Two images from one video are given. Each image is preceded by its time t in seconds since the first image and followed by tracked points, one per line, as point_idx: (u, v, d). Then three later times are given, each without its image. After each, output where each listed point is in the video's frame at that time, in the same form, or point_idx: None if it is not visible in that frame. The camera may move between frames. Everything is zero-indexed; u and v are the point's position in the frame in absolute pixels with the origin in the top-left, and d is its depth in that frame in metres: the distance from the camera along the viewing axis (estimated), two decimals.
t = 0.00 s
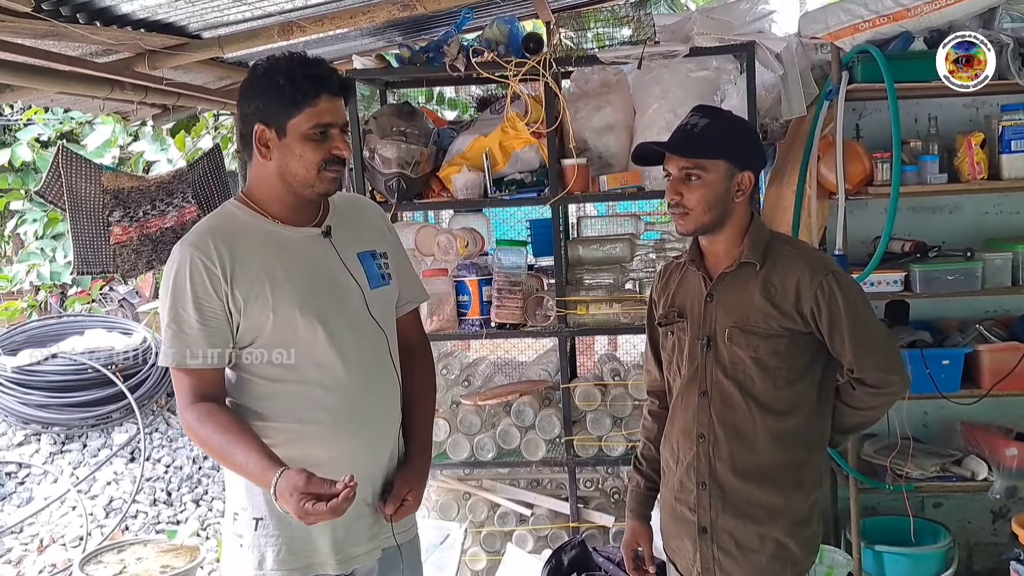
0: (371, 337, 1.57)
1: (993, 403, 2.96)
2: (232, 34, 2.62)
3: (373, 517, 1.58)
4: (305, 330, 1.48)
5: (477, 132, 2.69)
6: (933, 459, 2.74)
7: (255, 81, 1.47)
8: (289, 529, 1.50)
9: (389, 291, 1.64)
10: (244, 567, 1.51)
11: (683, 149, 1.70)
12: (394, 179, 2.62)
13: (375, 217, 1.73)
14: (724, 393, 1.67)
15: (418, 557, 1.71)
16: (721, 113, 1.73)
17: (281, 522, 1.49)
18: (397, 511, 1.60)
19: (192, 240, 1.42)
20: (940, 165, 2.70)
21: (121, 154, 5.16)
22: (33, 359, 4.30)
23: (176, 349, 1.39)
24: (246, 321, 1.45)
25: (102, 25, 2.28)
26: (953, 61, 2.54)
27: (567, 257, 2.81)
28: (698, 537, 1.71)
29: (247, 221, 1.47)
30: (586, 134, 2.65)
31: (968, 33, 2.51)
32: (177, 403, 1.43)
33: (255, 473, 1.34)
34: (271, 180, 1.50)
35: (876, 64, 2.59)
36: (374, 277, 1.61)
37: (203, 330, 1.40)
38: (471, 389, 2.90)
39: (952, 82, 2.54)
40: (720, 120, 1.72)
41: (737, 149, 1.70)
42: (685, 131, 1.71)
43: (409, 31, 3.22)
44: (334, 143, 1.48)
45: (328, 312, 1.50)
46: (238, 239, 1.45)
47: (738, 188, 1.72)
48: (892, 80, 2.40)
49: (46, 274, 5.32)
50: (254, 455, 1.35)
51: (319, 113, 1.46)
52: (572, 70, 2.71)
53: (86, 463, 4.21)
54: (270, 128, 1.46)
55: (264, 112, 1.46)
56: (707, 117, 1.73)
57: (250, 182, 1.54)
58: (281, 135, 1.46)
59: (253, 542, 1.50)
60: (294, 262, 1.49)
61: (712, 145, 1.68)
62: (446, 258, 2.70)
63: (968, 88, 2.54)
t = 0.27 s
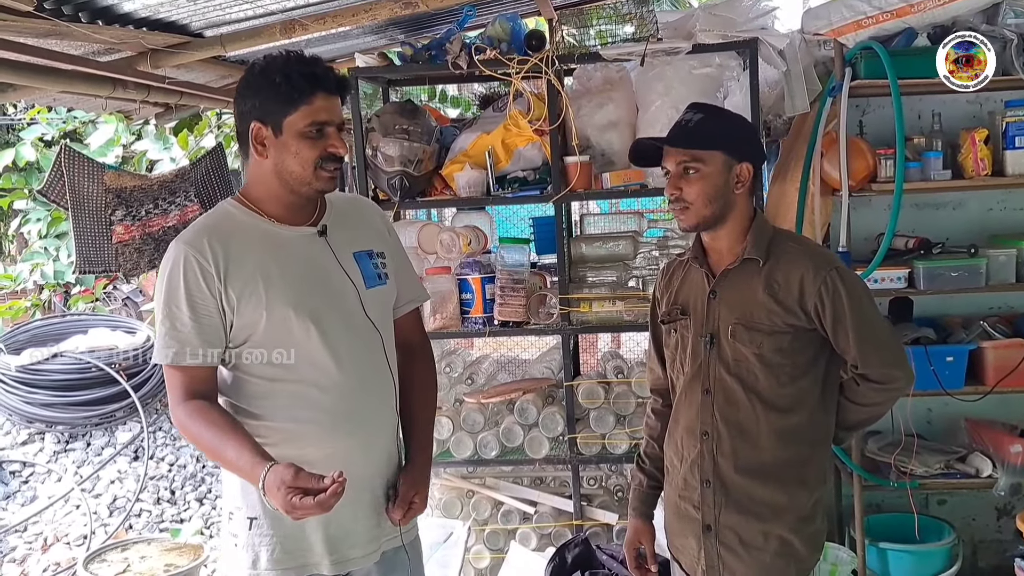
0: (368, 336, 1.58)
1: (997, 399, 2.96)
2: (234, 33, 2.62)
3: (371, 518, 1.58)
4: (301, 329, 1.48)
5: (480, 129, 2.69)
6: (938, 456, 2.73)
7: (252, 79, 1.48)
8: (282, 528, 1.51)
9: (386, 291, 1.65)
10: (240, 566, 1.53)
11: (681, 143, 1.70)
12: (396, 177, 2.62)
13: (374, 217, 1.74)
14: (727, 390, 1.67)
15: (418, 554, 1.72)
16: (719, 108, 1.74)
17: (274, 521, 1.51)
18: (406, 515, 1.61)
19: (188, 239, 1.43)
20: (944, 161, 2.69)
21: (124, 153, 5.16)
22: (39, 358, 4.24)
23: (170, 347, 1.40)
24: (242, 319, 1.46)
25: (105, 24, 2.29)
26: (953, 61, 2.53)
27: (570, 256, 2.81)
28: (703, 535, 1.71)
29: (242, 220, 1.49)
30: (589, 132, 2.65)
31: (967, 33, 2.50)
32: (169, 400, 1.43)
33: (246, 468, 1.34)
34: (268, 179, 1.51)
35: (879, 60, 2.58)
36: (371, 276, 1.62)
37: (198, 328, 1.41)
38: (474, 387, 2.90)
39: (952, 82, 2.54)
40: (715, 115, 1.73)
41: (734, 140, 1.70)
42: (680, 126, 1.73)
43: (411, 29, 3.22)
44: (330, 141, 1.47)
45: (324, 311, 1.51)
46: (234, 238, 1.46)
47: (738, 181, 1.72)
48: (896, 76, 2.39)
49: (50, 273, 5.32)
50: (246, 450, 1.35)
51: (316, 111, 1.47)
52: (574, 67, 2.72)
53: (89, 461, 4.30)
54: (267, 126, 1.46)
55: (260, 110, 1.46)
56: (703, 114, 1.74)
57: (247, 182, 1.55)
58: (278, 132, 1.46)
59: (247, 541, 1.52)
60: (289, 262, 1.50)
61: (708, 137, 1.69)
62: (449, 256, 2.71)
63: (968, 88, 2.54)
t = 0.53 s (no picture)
0: (363, 334, 1.58)
1: (1001, 396, 2.95)
2: (235, 32, 2.61)
3: (367, 518, 1.58)
4: (295, 327, 1.48)
5: (482, 127, 2.69)
6: (942, 453, 2.73)
7: (246, 79, 1.48)
8: (279, 528, 1.52)
9: (382, 291, 1.65)
10: (237, 566, 1.54)
11: (683, 141, 1.70)
12: (398, 176, 2.61)
13: (371, 217, 1.74)
14: (727, 387, 1.67)
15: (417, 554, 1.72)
16: (722, 106, 1.73)
17: (270, 521, 1.52)
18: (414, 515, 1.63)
19: (183, 237, 1.43)
20: (947, 158, 2.69)
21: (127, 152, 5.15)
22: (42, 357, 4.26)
23: (164, 345, 1.40)
24: (237, 317, 1.46)
25: (106, 23, 2.29)
26: (953, 61, 2.51)
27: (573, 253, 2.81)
28: (704, 533, 1.71)
29: (237, 218, 1.49)
30: (591, 129, 2.64)
31: (967, 33, 2.48)
32: (164, 398, 1.43)
33: (241, 462, 1.34)
34: (263, 177, 1.51)
35: (882, 57, 2.58)
36: (367, 276, 1.61)
37: (192, 326, 1.41)
38: (477, 386, 2.90)
39: (952, 82, 2.51)
40: (722, 113, 1.72)
41: (736, 143, 1.69)
42: (685, 123, 1.73)
43: (413, 27, 3.22)
44: (324, 139, 1.48)
45: (318, 309, 1.51)
46: (228, 237, 1.46)
47: (739, 183, 1.71)
48: (898, 73, 2.38)
49: (53, 273, 5.34)
50: (240, 445, 1.35)
51: (309, 109, 1.47)
52: (576, 65, 2.72)
53: (93, 461, 4.30)
54: (260, 125, 1.46)
55: (254, 109, 1.46)
56: (709, 110, 1.73)
57: (242, 182, 1.55)
58: (271, 130, 1.46)
59: (244, 541, 1.53)
60: (284, 260, 1.50)
61: (710, 138, 1.68)
62: (451, 254, 2.71)
63: (968, 88, 2.51)
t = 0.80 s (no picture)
0: (359, 335, 1.60)
1: (1002, 398, 2.95)
2: (236, 36, 2.62)
3: (365, 519, 1.59)
4: (293, 329, 1.49)
5: (482, 130, 2.69)
6: (943, 455, 2.73)
7: (234, 86, 1.48)
8: (279, 530, 1.53)
9: (379, 291, 1.66)
10: (237, 569, 1.54)
11: (687, 143, 1.70)
12: (398, 179, 2.61)
13: (368, 221, 1.76)
14: (728, 391, 1.67)
15: (415, 555, 1.72)
16: (728, 109, 1.73)
17: (271, 523, 1.53)
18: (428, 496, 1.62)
19: (180, 240, 1.44)
20: (947, 160, 2.69)
21: (127, 155, 5.15)
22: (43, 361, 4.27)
23: (159, 349, 1.40)
24: (233, 320, 1.47)
25: (106, 27, 2.30)
26: (953, 61, 2.51)
27: (573, 255, 2.80)
28: (703, 537, 1.70)
29: (233, 221, 1.49)
30: (591, 132, 2.64)
31: (968, 33, 2.48)
32: (151, 400, 1.43)
33: (254, 468, 1.34)
34: (256, 181, 1.52)
35: (882, 59, 2.57)
36: (363, 277, 1.63)
37: (188, 330, 1.41)
38: (477, 389, 2.90)
39: (952, 82, 2.51)
40: (728, 115, 1.73)
41: (739, 144, 1.70)
42: (690, 125, 1.73)
43: (414, 30, 3.23)
44: (316, 139, 1.48)
45: (315, 311, 1.52)
46: (224, 240, 1.47)
47: (743, 185, 1.71)
48: (898, 75, 2.38)
49: (54, 276, 5.35)
50: (252, 451, 1.36)
51: (297, 109, 1.47)
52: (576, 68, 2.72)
53: (94, 464, 4.30)
54: (251, 130, 1.47)
55: (245, 113, 1.47)
56: (714, 113, 1.74)
57: (237, 186, 1.56)
58: (262, 134, 1.47)
59: (245, 544, 1.53)
60: (280, 263, 1.51)
61: (715, 139, 1.69)
62: (451, 257, 2.70)
63: (968, 88, 2.52)
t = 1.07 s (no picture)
0: (359, 338, 1.61)
1: (1004, 399, 2.95)
2: (236, 41, 2.63)
3: (365, 521, 1.60)
4: (295, 333, 1.50)
5: (482, 133, 2.69)
6: (944, 457, 2.72)
7: (224, 95, 1.48)
8: (280, 534, 1.53)
9: (379, 295, 1.67)
10: (238, 573, 1.55)
11: (685, 146, 1.71)
12: (399, 182, 2.63)
13: (368, 224, 1.77)
14: (728, 393, 1.67)
15: (416, 559, 1.73)
16: (726, 112, 1.74)
17: (271, 527, 1.53)
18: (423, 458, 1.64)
19: (182, 246, 1.44)
20: (947, 161, 2.69)
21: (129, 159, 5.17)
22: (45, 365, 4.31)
23: (162, 354, 1.41)
24: (235, 324, 1.47)
25: (106, 33, 2.31)
26: (953, 61, 2.52)
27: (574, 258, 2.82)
28: (704, 540, 1.71)
29: (234, 226, 1.50)
30: (591, 135, 2.64)
31: (967, 33, 2.48)
32: (154, 406, 1.43)
33: (259, 467, 1.36)
34: (248, 190, 1.54)
35: (881, 61, 2.59)
36: (363, 280, 1.64)
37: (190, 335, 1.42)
38: (479, 391, 2.90)
39: (952, 82, 2.52)
40: (725, 117, 1.73)
41: (737, 145, 1.70)
42: (689, 127, 1.73)
43: (415, 33, 3.24)
44: (300, 148, 1.48)
45: (316, 314, 1.53)
46: (225, 245, 1.47)
47: (742, 187, 1.71)
48: (897, 77, 2.38)
49: (57, 280, 5.35)
50: (257, 450, 1.37)
51: (280, 119, 1.46)
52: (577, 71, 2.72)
53: (97, 468, 4.31)
54: (239, 140, 1.48)
55: (232, 124, 1.48)
56: (712, 115, 1.74)
57: (235, 193, 1.58)
58: (248, 145, 1.48)
59: (246, 548, 1.54)
60: (281, 267, 1.51)
61: (715, 141, 1.69)
62: (453, 260, 2.72)
63: (968, 88, 2.52)
